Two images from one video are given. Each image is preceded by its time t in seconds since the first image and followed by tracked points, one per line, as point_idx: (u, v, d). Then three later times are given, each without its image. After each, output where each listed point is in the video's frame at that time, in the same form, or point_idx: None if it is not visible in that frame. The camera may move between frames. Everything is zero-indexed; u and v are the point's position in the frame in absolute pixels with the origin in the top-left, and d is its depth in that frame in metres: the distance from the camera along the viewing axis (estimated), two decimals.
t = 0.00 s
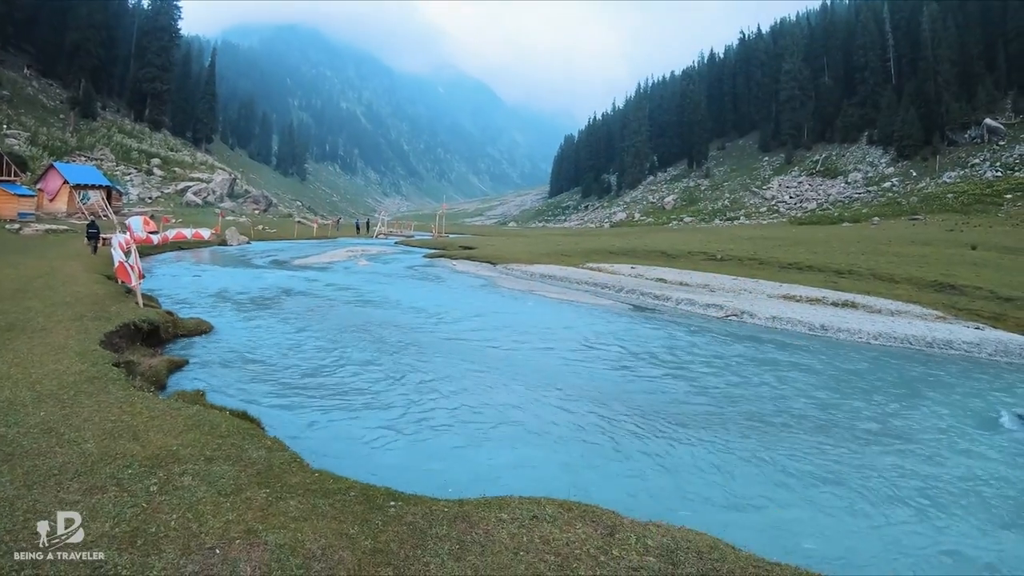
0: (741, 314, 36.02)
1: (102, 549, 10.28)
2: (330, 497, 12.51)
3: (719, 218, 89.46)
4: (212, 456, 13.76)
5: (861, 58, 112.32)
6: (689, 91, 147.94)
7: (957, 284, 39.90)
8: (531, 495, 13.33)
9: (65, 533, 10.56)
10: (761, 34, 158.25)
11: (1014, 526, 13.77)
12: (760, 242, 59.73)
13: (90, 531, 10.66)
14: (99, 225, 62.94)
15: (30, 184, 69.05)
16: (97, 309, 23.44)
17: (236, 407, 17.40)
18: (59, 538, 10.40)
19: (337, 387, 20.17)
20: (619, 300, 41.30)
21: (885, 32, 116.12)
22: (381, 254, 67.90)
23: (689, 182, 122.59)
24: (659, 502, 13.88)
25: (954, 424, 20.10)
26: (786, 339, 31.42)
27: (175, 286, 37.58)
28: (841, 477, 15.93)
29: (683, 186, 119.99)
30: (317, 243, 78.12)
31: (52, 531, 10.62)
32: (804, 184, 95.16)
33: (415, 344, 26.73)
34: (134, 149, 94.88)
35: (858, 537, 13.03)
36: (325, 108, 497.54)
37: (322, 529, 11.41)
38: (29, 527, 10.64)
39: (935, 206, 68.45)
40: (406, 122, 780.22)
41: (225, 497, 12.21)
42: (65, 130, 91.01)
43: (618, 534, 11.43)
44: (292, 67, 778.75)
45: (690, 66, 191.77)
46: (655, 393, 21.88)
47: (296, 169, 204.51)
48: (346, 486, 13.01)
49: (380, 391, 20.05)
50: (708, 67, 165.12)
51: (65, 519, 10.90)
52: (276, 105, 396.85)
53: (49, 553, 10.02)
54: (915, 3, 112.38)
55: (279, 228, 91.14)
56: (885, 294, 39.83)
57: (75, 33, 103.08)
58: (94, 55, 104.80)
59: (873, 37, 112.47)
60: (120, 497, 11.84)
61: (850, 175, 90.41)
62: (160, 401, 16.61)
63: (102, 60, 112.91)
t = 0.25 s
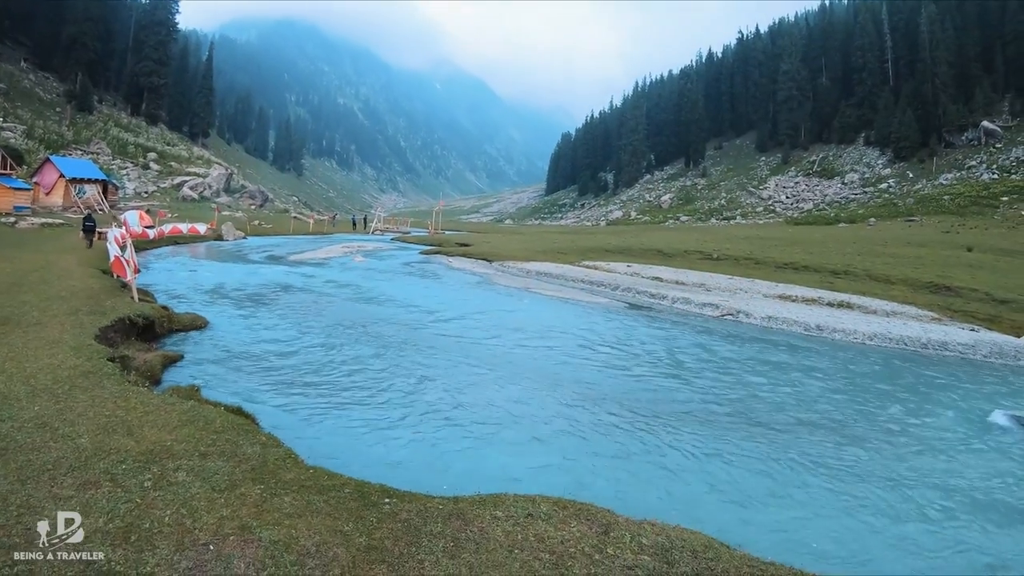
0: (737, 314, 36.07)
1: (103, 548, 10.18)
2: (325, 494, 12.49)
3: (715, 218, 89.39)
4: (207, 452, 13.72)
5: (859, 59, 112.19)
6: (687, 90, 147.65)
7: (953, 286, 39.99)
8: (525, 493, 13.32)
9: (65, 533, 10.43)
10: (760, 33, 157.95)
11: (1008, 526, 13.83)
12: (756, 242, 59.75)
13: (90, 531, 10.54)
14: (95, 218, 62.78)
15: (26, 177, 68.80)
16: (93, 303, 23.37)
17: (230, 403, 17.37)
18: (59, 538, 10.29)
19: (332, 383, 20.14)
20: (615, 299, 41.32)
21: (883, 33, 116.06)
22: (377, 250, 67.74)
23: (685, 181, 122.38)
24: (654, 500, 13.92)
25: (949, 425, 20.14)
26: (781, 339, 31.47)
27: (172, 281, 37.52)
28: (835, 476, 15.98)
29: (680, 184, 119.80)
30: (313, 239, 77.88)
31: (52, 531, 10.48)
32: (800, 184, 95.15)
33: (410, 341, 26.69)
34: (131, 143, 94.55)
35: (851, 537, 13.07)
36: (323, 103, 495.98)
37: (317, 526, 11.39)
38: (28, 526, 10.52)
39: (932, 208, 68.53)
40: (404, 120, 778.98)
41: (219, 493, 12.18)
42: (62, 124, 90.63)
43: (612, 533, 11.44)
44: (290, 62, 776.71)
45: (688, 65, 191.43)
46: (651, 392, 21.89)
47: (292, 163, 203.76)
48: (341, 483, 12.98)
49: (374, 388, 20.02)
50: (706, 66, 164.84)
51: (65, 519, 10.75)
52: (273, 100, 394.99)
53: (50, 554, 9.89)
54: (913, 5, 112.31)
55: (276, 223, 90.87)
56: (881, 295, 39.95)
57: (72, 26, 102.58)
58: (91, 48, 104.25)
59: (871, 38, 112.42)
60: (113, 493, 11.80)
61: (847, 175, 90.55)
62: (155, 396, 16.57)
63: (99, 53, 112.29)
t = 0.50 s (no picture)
0: (724, 307, 36.21)
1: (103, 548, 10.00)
2: (312, 486, 12.45)
3: (703, 211, 89.29)
4: (193, 444, 13.66)
5: (848, 55, 112.35)
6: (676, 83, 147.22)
7: (939, 281, 40.29)
8: (512, 485, 13.34)
9: (66, 533, 10.25)
10: (749, 28, 157.64)
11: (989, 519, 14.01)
12: (744, 236, 59.83)
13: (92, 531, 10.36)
14: (82, 210, 62.29)
15: (10, 168, 68.03)
16: (79, 295, 23.18)
17: (217, 395, 17.29)
18: (60, 538, 10.11)
19: (319, 375, 20.10)
20: (603, 291, 41.39)
21: (873, 30, 116.11)
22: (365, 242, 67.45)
23: (674, 175, 121.78)
24: (641, 492, 13.96)
25: (933, 419, 20.34)
26: (769, 333, 31.63)
27: (159, 273, 37.34)
28: (819, 469, 16.11)
29: (669, 178, 119.16)
30: (301, 231, 77.36)
31: (53, 531, 10.29)
32: (788, 179, 95.15)
33: (399, 333, 26.64)
34: (118, 134, 93.72)
35: (835, 528, 13.17)
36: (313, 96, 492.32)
37: (303, 518, 11.35)
38: (30, 524, 10.39)
39: (918, 204, 68.77)
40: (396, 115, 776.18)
41: (206, 486, 12.13)
42: (48, 114, 89.71)
43: (599, 525, 11.47)
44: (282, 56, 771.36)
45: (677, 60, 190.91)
46: (638, 384, 21.96)
47: (280, 155, 202.01)
48: (327, 475, 12.94)
49: (362, 380, 19.99)
50: (695, 61, 164.48)
51: (65, 519, 10.53)
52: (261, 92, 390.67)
53: (49, 554, 9.72)
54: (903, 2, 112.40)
55: (263, 215, 90.12)
56: (868, 290, 40.22)
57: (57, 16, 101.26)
58: (77, 38, 102.94)
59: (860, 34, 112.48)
60: (99, 486, 11.72)
61: (835, 171, 90.83)
62: (141, 388, 16.48)
63: (85, 43, 110.92)
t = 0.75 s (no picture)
0: (699, 294, 36.39)
1: (103, 548, 9.76)
2: (285, 475, 12.33)
3: (679, 197, 88.61)
4: (166, 435, 13.49)
5: (824, 45, 112.40)
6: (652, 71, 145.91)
7: (912, 268, 40.78)
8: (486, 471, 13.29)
9: (66, 533, 9.98)
10: (726, 16, 156.45)
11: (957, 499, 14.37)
12: (718, 222, 59.76)
13: (92, 531, 10.09)
14: (52, 199, 61.33)
15: None
16: (49, 287, 22.81)
17: (191, 385, 17.14)
18: (60, 538, 9.86)
19: (294, 362, 20.02)
20: (578, 278, 41.37)
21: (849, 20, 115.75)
22: (339, 229, 66.76)
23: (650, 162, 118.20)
24: (615, 477, 14.04)
25: (904, 403, 20.75)
26: (745, 319, 31.86)
27: (132, 263, 36.99)
28: (793, 451, 16.36)
29: (645, 165, 115.04)
30: (273, 218, 76.32)
31: (52, 531, 10.02)
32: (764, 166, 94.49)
33: (375, 321, 26.53)
34: (89, 122, 92.08)
35: (808, 511, 13.39)
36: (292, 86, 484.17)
37: (277, 507, 11.24)
38: (29, 525, 10.12)
39: (893, 192, 68.92)
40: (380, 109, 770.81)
41: (178, 476, 11.98)
42: (18, 103, 88.05)
43: (573, 510, 11.48)
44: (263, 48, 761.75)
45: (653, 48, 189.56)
46: (613, 370, 22.07)
47: (254, 142, 198.17)
48: (301, 463, 12.83)
49: (336, 367, 19.89)
50: (672, 48, 163.16)
51: (65, 519, 10.27)
52: (235, 79, 381.84)
53: (49, 553, 9.51)
54: None
55: (236, 202, 88.33)
56: (842, 277, 40.61)
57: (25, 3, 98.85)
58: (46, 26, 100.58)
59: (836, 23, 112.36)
60: (70, 478, 11.54)
61: (810, 159, 90.98)
62: (114, 379, 16.27)
63: (54, 29, 108.31)
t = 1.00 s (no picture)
0: (665, 276, 36.68)
1: (104, 548, 9.59)
2: (250, 463, 12.21)
3: (645, 181, 88.09)
4: (130, 426, 13.28)
5: (792, 31, 111.64)
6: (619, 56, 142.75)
7: (876, 252, 41.42)
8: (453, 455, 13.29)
9: (66, 533, 9.79)
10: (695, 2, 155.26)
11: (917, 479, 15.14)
12: (684, 205, 59.76)
13: (93, 531, 9.89)
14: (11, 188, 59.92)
15: None
16: (10, 279, 22.32)
17: (156, 375, 16.91)
18: (60, 538, 9.69)
19: (262, 351, 19.88)
20: (544, 262, 41.47)
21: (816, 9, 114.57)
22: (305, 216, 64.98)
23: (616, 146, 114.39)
24: (582, 461, 14.23)
25: (866, 382, 21.41)
26: (712, 302, 32.17)
27: (95, 253, 36.55)
28: (760, 436, 16.84)
29: (611, 150, 111.57)
30: (239, 204, 75.12)
31: (52, 531, 9.82)
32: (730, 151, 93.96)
33: (343, 307, 26.40)
34: (50, 110, 89.87)
35: (775, 497, 13.83)
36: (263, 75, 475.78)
37: (242, 495, 11.13)
38: (29, 526, 9.92)
39: (857, 176, 69.29)
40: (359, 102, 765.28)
41: (143, 467, 11.79)
42: None
43: (539, 491, 11.56)
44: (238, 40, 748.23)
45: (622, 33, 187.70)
46: (582, 354, 22.26)
47: (218, 129, 193.39)
48: (266, 451, 12.70)
49: (303, 354, 19.78)
50: (640, 33, 160.91)
51: (65, 519, 10.05)
52: (196, 66, 368.43)
53: (51, 553, 9.39)
54: None
55: (202, 189, 86.66)
56: (806, 260, 41.09)
57: None
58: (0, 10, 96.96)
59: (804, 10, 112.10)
60: (33, 473, 11.31)
61: (776, 144, 90.48)
62: (77, 371, 15.99)
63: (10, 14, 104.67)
